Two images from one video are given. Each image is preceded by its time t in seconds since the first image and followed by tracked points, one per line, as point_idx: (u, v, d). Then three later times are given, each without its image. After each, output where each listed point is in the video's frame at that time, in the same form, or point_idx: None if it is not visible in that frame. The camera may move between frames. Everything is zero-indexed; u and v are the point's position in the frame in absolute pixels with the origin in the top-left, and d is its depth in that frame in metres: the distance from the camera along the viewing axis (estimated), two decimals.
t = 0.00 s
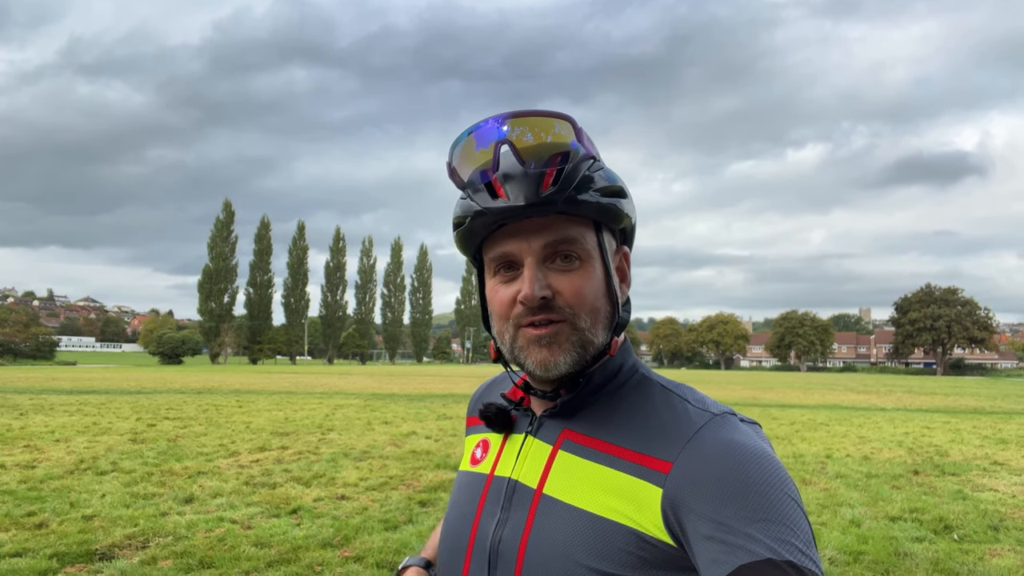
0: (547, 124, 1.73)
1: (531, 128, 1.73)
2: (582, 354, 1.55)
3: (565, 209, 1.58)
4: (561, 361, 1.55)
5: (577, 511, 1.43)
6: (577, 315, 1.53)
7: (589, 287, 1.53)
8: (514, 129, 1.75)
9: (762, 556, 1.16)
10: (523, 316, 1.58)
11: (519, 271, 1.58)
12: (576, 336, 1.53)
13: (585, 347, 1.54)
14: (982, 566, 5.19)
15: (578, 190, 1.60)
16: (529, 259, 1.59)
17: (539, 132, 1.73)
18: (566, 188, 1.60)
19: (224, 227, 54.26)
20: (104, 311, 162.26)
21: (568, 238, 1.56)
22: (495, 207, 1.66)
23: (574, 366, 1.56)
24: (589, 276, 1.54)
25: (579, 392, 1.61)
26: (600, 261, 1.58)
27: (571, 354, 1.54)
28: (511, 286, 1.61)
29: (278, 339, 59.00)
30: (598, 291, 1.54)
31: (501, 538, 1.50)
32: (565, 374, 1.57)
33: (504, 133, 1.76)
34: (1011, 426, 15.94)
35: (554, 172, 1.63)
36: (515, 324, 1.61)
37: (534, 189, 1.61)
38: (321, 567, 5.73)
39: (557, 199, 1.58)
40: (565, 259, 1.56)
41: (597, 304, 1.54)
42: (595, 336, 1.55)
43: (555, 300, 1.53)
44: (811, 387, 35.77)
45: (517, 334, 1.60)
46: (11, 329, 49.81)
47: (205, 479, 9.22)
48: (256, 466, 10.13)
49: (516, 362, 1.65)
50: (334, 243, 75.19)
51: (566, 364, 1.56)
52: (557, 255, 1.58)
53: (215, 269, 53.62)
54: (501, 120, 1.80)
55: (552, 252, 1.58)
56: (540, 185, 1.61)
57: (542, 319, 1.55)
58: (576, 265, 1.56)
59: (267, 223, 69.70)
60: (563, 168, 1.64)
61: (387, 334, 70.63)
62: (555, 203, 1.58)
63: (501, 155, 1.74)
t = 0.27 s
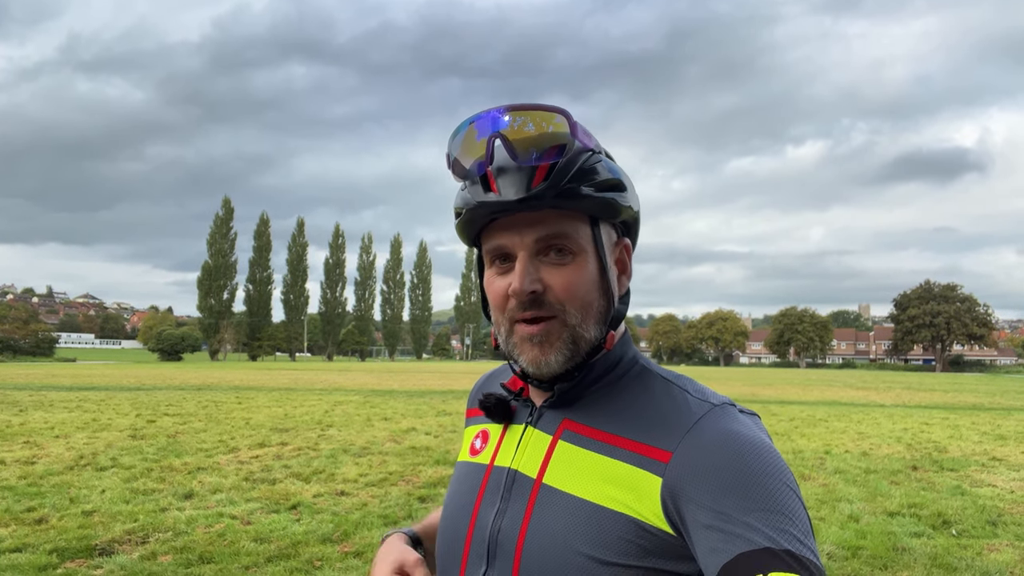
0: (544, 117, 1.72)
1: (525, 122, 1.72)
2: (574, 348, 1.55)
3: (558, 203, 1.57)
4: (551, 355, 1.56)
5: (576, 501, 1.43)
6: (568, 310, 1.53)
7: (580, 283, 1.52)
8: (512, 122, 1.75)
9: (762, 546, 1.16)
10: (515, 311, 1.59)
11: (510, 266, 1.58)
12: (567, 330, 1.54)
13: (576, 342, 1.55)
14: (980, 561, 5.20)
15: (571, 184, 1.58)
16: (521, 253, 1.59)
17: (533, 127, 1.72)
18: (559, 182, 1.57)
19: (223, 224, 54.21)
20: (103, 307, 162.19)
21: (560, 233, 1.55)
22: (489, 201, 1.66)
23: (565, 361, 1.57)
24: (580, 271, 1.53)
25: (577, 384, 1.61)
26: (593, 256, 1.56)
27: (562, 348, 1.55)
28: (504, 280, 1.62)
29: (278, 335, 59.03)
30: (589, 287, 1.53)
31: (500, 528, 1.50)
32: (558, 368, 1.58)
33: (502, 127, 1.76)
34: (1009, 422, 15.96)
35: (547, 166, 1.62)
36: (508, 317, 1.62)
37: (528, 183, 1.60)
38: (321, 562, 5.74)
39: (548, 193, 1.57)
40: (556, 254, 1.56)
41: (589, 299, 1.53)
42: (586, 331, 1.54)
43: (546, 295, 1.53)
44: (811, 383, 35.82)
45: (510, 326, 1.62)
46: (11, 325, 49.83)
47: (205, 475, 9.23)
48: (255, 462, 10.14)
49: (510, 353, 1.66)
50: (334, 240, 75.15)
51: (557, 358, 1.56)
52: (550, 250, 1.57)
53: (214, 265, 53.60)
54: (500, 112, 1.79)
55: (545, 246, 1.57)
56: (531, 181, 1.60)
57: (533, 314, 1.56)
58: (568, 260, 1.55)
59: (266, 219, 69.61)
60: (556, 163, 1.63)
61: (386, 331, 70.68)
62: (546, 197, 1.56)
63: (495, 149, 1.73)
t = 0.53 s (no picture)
0: (520, 121, 1.69)
1: (502, 128, 1.71)
2: (560, 353, 1.55)
3: (533, 211, 1.55)
4: (536, 360, 1.57)
5: (579, 503, 1.43)
6: (552, 315, 1.52)
7: (560, 290, 1.51)
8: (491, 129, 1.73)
9: (763, 551, 1.16)
10: (503, 316, 1.60)
11: (494, 273, 1.59)
12: (551, 336, 1.53)
13: (562, 347, 1.54)
14: (978, 559, 5.20)
15: (552, 190, 1.55)
16: (504, 259, 1.59)
17: (510, 133, 1.70)
18: (536, 191, 1.55)
19: (222, 222, 54.15)
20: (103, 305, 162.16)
21: (540, 241, 1.54)
22: (472, 210, 1.67)
23: (553, 364, 1.57)
24: (561, 276, 1.52)
25: (574, 386, 1.61)
26: (579, 261, 1.54)
27: (547, 353, 1.55)
28: (491, 285, 1.63)
29: (277, 333, 59.00)
30: (570, 293, 1.51)
31: (502, 529, 1.50)
32: (546, 372, 1.58)
33: (481, 135, 1.75)
34: (1008, 419, 15.98)
35: (523, 174, 1.62)
36: (498, 322, 1.64)
37: (506, 191, 1.61)
38: (321, 559, 5.75)
39: (518, 204, 1.55)
40: (539, 260, 1.55)
41: (572, 305, 1.52)
42: (570, 337, 1.53)
43: (529, 300, 1.54)
44: (809, 381, 35.89)
45: (500, 330, 1.63)
46: (10, 323, 49.77)
47: (204, 472, 9.23)
48: (255, 460, 10.14)
49: (504, 356, 1.68)
50: (333, 237, 75.13)
51: (543, 363, 1.57)
52: (531, 257, 1.57)
53: (213, 263, 53.57)
54: (480, 118, 1.78)
55: (526, 252, 1.56)
56: (507, 190, 1.61)
57: (519, 319, 1.57)
58: (550, 265, 1.54)
59: (265, 217, 69.53)
60: (533, 170, 1.62)
61: (386, 328, 70.66)
62: (519, 207, 1.55)
63: (476, 156, 1.74)
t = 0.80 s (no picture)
0: (493, 129, 1.70)
1: (479, 136, 1.73)
2: (551, 354, 1.56)
3: (510, 218, 1.56)
4: (528, 362, 1.58)
5: (591, 503, 1.43)
6: (539, 316, 1.54)
7: (545, 292, 1.52)
8: (467, 139, 1.76)
9: (777, 552, 1.16)
10: (496, 319, 1.64)
11: (483, 277, 1.62)
12: (540, 336, 1.55)
13: (552, 348, 1.55)
14: (979, 556, 5.21)
15: (531, 192, 1.55)
16: (494, 264, 1.62)
17: (484, 139, 1.72)
18: (513, 196, 1.57)
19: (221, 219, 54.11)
20: (102, 303, 162.04)
21: (522, 245, 1.56)
22: (459, 220, 1.71)
23: (545, 364, 1.58)
24: (543, 278, 1.53)
25: (576, 386, 1.61)
26: (565, 260, 1.54)
27: (538, 354, 1.56)
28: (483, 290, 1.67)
29: (276, 331, 58.98)
30: (555, 294, 1.52)
31: (513, 528, 1.50)
32: (538, 372, 1.59)
33: (461, 146, 1.78)
34: (1008, 417, 16.00)
35: (499, 182, 1.64)
36: (494, 324, 1.67)
37: (481, 203, 1.64)
38: (322, 557, 5.75)
39: (494, 210, 1.57)
40: (525, 262, 1.57)
41: (557, 305, 1.52)
42: (558, 337, 1.54)
43: (516, 303, 1.56)
44: (809, 379, 35.94)
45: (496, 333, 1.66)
46: (9, 321, 49.73)
47: (204, 470, 9.24)
48: (255, 457, 10.15)
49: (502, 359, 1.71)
50: (333, 235, 75.11)
51: (535, 365, 1.58)
52: (518, 259, 1.58)
53: (213, 261, 53.54)
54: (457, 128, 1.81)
55: (513, 256, 1.58)
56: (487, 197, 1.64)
57: (509, 321, 1.59)
58: (533, 268, 1.55)
59: (265, 215, 69.49)
60: (509, 175, 1.65)
61: (385, 326, 70.64)
62: (494, 213, 1.57)
63: (457, 164, 1.79)
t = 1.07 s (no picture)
0: (490, 130, 1.71)
1: (478, 139, 1.73)
2: (553, 350, 1.55)
3: (509, 215, 1.57)
4: (531, 359, 1.58)
5: (594, 500, 1.43)
6: (540, 313, 1.53)
7: (545, 289, 1.52)
8: (465, 141, 1.77)
9: (785, 549, 1.16)
10: (497, 318, 1.64)
11: (485, 277, 1.63)
12: (542, 332, 1.54)
13: (553, 345, 1.55)
14: (979, 555, 5.22)
15: (529, 191, 1.55)
16: (494, 264, 1.62)
17: (485, 141, 1.72)
18: (511, 194, 1.57)
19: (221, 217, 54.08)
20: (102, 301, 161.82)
21: (520, 242, 1.56)
22: (459, 223, 1.72)
23: (547, 362, 1.57)
24: (543, 274, 1.53)
25: (578, 385, 1.61)
26: (564, 257, 1.54)
27: (540, 351, 1.56)
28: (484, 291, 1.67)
29: (276, 329, 58.96)
30: (555, 290, 1.52)
31: (517, 526, 1.51)
32: (541, 370, 1.59)
33: (458, 149, 1.79)
34: (1006, 416, 16.02)
35: (498, 181, 1.65)
36: (497, 323, 1.67)
37: (479, 203, 1.65)
38: (322, 555, 5.76)
39: (493, 210, 1.58)
40: (524, 260, 1.57)
41: (557, 300, 1.52)
42: (559, 333, 1.54)
43: (517, 300, 1.55)
44: (808, 377, 36.00)
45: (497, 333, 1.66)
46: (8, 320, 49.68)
47: (204, 468, 9.25)
48: (255, 456, 10.15)
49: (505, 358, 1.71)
50: (332, 234, 75.07)
51: (536, 362, 1.58)
52: (517, 258, 1.58)
53: (212, 259, 53.51)
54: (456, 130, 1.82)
55: (513, 254, 1.58)
56: (486, 195, 1.64)
57: (511, 319, 1.59)
58: (533, 264, 1.55)
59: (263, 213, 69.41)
60: (508, 173, 1.64)
61: (384, 324, 70.62)
62: (493, 212, 1.58)
63: (456, 167, 1.80)
